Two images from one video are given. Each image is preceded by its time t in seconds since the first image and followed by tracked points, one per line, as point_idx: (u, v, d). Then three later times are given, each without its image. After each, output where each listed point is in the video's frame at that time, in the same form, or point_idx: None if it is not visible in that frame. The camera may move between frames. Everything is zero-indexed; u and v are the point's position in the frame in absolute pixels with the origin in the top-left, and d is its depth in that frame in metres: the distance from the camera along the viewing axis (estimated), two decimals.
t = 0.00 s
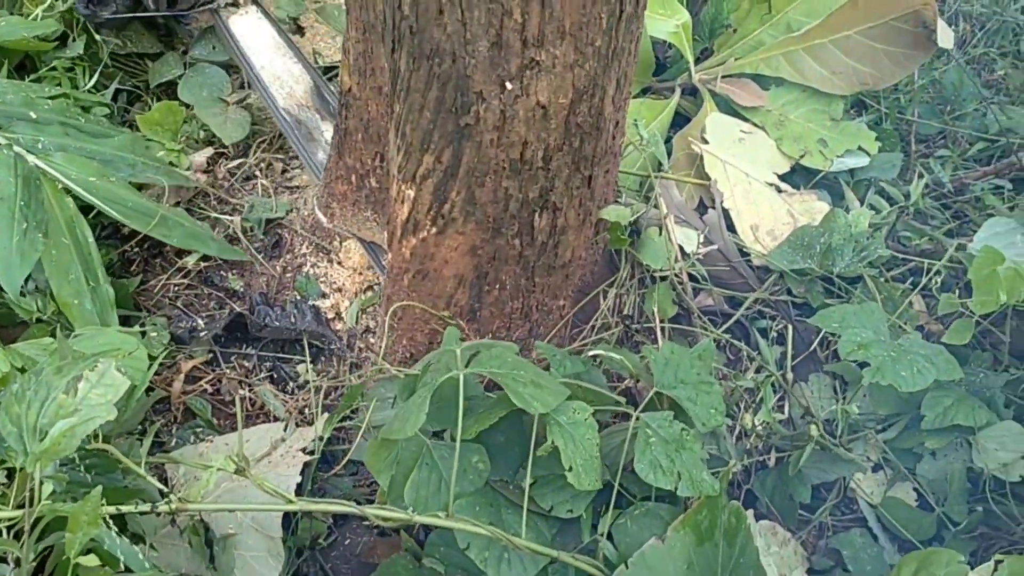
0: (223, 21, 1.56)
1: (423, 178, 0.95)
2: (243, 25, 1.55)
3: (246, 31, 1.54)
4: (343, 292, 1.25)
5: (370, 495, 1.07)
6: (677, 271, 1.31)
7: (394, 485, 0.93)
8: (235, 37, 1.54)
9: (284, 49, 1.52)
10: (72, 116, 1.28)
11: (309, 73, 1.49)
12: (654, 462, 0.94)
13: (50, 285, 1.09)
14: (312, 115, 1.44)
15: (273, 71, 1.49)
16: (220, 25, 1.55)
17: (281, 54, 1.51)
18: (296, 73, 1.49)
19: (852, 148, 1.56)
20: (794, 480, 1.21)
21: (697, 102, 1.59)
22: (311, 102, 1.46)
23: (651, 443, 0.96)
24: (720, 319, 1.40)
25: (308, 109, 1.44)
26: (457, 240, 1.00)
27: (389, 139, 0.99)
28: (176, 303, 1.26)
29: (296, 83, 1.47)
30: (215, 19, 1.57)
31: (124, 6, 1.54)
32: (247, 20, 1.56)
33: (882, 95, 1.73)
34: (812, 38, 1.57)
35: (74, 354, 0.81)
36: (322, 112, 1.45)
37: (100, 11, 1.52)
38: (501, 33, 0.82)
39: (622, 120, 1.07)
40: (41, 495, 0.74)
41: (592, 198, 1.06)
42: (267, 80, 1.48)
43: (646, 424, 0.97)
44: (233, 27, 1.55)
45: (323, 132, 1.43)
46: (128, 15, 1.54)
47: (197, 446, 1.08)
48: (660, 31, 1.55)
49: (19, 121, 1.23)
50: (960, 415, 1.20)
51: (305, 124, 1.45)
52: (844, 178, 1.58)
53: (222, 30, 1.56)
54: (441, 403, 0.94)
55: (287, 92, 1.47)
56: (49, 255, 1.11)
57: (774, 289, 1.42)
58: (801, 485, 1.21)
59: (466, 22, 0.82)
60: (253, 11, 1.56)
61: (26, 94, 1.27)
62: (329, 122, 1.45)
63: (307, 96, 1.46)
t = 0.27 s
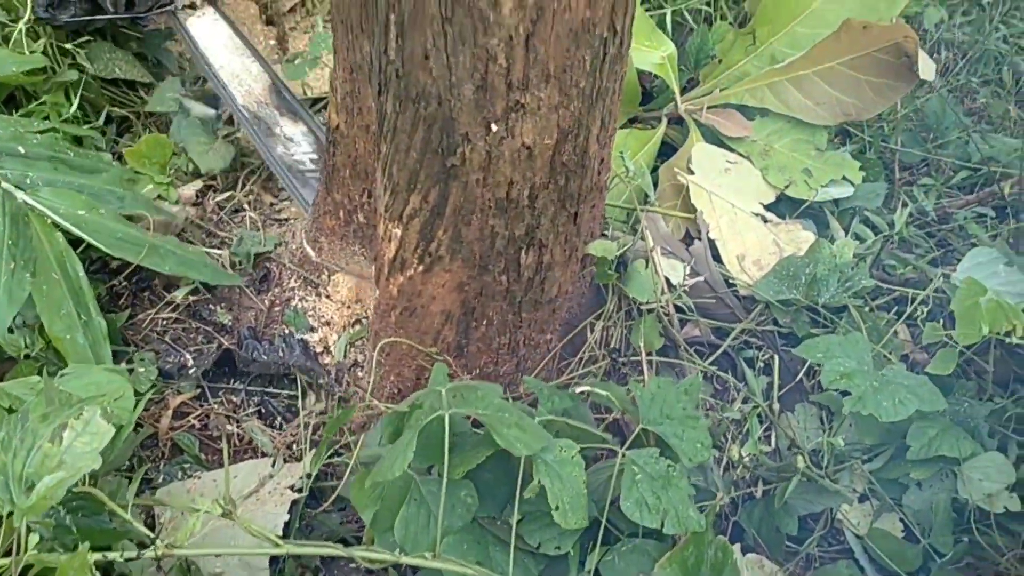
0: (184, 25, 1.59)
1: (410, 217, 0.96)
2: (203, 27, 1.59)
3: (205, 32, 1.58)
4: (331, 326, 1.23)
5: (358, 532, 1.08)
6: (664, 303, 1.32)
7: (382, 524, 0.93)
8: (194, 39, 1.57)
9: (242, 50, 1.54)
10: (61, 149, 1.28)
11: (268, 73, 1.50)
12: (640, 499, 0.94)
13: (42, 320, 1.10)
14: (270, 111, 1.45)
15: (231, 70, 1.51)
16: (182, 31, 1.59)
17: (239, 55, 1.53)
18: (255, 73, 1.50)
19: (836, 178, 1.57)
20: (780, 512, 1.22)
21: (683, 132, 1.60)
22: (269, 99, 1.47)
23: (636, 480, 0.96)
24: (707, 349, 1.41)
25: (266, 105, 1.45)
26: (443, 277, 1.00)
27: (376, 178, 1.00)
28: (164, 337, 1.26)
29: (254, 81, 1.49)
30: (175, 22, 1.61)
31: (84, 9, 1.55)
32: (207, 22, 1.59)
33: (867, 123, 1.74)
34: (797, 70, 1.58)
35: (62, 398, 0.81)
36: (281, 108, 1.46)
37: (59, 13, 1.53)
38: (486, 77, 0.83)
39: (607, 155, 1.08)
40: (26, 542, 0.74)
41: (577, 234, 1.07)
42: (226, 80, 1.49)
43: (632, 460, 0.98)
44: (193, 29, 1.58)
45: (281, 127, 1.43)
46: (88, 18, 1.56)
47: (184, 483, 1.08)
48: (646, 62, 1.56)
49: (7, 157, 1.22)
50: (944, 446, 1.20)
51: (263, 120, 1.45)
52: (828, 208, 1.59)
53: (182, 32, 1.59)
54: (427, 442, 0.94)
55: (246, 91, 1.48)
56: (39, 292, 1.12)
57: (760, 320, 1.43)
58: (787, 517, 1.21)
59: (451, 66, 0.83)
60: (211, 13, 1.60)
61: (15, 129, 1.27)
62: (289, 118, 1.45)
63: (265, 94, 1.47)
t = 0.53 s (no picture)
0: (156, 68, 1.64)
1: (392, 288, 0.96)
2: (174, 69, 1.63)
3: (177, 75, 1.62)
4: (315, 390, 1.23)
5: None
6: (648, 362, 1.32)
7: None
8: (166, 82, 1.62)
9: (213, 90, 1.58)
10: (47, 214, 1.28)
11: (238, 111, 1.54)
12: (623, 569, 0.95)
13: (29, 389, 1.10)
14: (241, 147, 1.49)
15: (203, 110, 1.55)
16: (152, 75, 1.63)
17: (211, 95, 1.58)
18: (225, 112, 1.55)
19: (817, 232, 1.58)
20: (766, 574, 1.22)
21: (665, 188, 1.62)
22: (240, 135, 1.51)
23: (620, 551, 0.96)
24: (691, 407, 1.42)
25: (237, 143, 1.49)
26: (426, 347, 1.01)
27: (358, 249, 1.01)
28: (148, 402, 1.26)
29: (225, 120, 1.53)
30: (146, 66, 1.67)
31: (59, 57, 1.62)
32: (177, 64, 1.64)
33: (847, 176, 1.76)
34: (776, 126, 1.60)
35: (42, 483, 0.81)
36: (250, 145, 1.50)
37: (35, 63, 1.60)
38: (466, 156, 0.84)
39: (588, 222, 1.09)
40: None
41: (559, 301, 1.07)
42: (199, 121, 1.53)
43: (616, 530, 0.98)
44: (165, 71, 1.63)
45: (251, 162, 1.47)
46: (62, 65, 1.62)
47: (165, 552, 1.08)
48: (628, 120, 1.58)
49: None
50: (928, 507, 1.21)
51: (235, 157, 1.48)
52: (809, 262, 1.61)
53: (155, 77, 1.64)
54: (410, 513, 0.94)
55: (217, 129, 1.52)
56: (27, 362, 1.12)
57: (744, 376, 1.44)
58: None
59: (432, 146, 0.84)
60: (181, 55, 1.65)
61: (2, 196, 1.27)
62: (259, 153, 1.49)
63: (236, 131, 1.52)
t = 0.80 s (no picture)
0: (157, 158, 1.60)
1: (375, 379, 0.97)
2: (177, 160, 1.60)
3: (180, 166, 1.59)
4: (299, 470, 1.24)
5: None
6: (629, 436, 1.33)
7: None
8: (168, 174, 1.59)
9: (217, 183, 1.55)
10: (30, 299, 1.31)
11: (240, 207, 1.51)
12: None
13: (8, 477, 1.09)
14: (241, 247, 1.46)
15: (205, 206, 1.52)
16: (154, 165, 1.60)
17: (214, 188, 1.55)
18: (228, 208, 1.52)
19: (795, 299, 1.60)
20: None
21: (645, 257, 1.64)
22: (242, 233, 1.48)
23: None
24: (674, 479, 1.43)
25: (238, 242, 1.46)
26: (408, 434, 1.02)
27: (341, 338, 1.02)
28: (131, 486, 1.26)
29: (227, 216, 1.50)
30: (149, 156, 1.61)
31: (61, 147, 1.57)
32: (180, 154, 1.60)
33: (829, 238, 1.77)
34: (753, 196, 1.62)
35: None
36: (253, 242, 1.46)
37: (37, 152, 1.57)
38: (444, 254, 0.85)
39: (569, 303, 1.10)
40: None
41: (541, 383, 1.08)
42: (200, 217, 1.51)
43: None
44: (166, 162, 1.60)
45: (252, 263, 1.44)
46: (64, 154, 1.58)
47: None
48: (607, 191, 1.61)
49: None
50: None
51: (235, 257, 1.46)
52: (789, 328, 1.62)
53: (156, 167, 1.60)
54: None
55: (219, 227, 1.49)
56: (7, 451, 1.11)
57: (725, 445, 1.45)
58: None
59: (411, 246, 0.85)
60: (185, 145, 1.61)
61: None
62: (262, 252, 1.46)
63: (238, 229, 1.49)
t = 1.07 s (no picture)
0: (167, 244, 1.61)
1: (355, 453, 0.97)
2: (188, 246, 1.60)
3: (190, 253, 1.59)
4: (280, 539, 1.23)
5: None
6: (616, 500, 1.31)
7: None
8: (177, 260, 1.59)
9: (225, 269, 1.55)
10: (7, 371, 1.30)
11: (247, 292, 1.51)
12: None
13: None
14: (246, 333, 1.45)
15: (211, 291, 1.52)
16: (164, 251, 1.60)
17: (222, 274, 1.54)
18: (234, 293, 1.51)
19: (775, 353, 1.60)
20: None
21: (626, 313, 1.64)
22: (248, 320, 1.47)
23: None
24: (659, 539, 1.43)
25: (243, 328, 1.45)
26: (389, 507, 1.01)
27: (321, 411, 1.01)
28: (107, 560, 1.25)
29: (233, 302, 1.49)
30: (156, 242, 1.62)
31: (68, 235, 1.58)
32: (190, 241, 1.61)
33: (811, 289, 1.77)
34: (733, 251, 1.62)
35: None
36: (258, 328, 1.45)
37: (45, 240, 1.57)
38: (422, 331, 0.85)
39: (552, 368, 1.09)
40: None
41: (524, 451, 1.07)
42: (206, 303, 1.50)
43: None
44: (176, 249, 1.60)
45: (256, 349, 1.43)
46: (72, 241, 1.58)
47: None
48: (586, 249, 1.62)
49: None
50: None
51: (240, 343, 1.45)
52: (771, 382, 1.62)
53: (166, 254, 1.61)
54: None
55: (224, 312, 1.48)
56: None
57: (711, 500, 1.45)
58: None
59: (388, 324, 0.85)
60: (194, 231, 1.62)
61: None
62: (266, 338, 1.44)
63: (244, 315, 1.48)
